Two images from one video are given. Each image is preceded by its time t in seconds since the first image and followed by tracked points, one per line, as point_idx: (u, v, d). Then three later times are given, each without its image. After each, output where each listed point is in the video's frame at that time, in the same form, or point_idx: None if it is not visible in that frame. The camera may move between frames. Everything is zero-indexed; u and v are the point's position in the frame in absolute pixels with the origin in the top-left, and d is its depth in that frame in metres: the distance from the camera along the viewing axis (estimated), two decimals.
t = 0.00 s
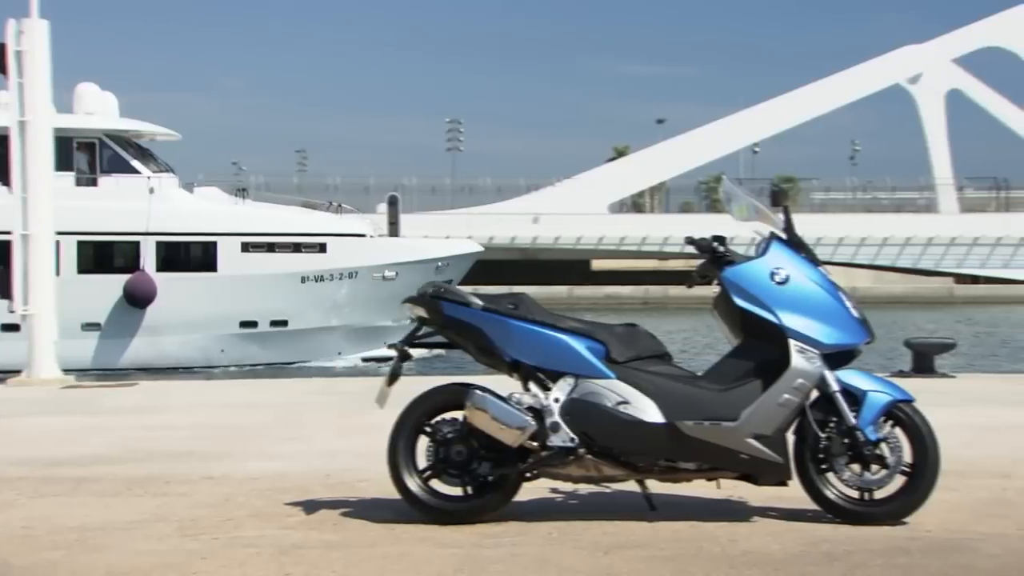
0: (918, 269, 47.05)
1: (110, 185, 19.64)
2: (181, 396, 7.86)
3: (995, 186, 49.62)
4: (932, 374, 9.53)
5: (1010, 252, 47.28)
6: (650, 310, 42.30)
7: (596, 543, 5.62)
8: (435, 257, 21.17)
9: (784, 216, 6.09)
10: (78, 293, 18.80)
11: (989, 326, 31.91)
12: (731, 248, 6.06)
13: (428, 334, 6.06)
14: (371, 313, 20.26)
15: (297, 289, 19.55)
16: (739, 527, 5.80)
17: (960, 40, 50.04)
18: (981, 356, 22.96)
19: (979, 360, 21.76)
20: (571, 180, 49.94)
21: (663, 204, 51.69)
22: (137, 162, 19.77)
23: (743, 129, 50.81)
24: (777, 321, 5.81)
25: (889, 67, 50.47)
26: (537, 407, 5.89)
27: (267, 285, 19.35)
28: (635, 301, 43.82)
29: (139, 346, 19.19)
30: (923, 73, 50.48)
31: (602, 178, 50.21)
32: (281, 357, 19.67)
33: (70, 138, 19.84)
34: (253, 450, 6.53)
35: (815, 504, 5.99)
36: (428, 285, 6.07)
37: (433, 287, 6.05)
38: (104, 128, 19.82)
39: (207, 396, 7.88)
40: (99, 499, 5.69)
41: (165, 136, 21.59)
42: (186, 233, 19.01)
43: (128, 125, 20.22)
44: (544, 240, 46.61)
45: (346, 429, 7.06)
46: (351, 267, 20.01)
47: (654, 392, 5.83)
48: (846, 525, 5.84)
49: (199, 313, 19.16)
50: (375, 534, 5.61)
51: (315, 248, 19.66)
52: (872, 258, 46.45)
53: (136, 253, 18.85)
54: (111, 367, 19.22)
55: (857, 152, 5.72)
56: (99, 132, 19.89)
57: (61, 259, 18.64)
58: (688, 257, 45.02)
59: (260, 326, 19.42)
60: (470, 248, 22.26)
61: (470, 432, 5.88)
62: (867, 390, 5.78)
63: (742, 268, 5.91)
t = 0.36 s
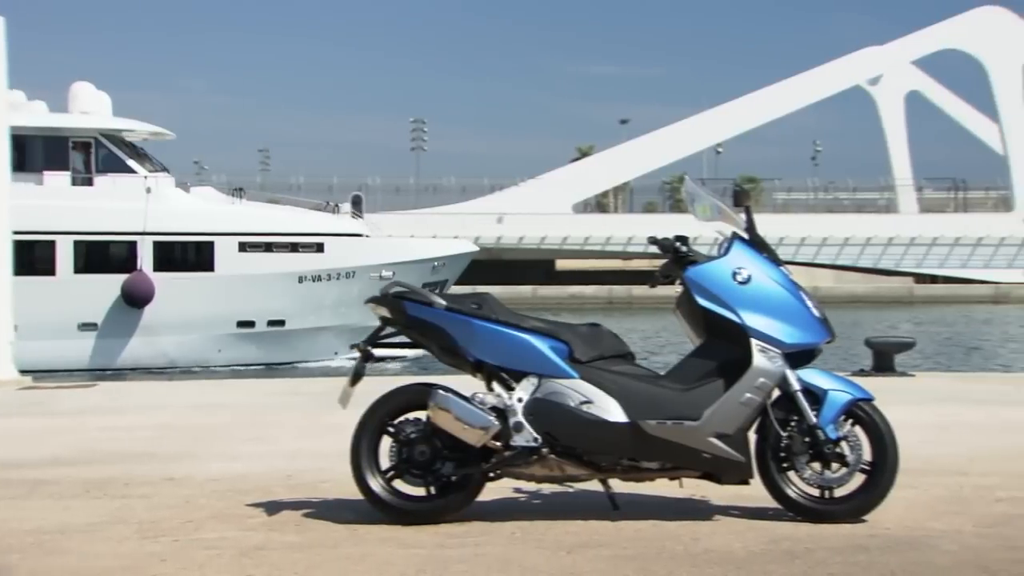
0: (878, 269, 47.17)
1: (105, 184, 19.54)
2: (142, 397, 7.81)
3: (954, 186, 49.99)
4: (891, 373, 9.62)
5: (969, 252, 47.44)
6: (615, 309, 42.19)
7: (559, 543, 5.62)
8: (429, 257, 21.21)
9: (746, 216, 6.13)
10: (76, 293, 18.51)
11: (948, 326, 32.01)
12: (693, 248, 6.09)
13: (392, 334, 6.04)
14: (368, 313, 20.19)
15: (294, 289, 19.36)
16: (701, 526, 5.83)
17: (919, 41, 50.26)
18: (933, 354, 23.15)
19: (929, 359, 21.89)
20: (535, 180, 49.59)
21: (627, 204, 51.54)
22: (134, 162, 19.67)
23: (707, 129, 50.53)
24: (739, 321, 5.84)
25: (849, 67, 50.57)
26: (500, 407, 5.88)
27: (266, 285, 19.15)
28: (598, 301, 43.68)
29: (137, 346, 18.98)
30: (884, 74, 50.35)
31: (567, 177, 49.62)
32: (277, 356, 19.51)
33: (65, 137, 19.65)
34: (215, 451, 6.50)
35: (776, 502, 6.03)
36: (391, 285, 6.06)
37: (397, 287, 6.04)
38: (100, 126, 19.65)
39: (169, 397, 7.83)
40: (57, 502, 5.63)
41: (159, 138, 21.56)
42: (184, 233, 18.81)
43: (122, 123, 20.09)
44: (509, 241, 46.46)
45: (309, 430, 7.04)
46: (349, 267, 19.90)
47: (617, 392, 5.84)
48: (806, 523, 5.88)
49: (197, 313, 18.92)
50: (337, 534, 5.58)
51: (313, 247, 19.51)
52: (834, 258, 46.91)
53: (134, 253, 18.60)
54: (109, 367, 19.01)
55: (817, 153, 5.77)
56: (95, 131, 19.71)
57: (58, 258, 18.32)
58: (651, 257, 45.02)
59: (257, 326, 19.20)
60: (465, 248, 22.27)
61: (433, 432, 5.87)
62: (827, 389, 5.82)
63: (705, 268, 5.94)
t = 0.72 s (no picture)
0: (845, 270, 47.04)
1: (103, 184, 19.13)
2: (105, 398, 7.76)
3: (916, 186, 50.26)
4: (854, 371, 9.71)
5: (930, 252, 47.33)
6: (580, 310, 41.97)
7: (523, 543, 5.62)
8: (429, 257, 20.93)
9: (711, 217, 6.15)
10: (75, 293, 18.08)
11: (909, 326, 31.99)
12: (659, 248, 6.11)
13: (357, 334, 6.02)
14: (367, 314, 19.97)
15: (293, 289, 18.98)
16: (665, 525, 5.85)
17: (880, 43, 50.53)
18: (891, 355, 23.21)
19: (885, 360, 21.86)
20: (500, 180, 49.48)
21: (593, 204, 51.49)
22: (132, 161, 19.28)
23: (673, 130, 50.69)
24: (704, 320, 5.86)
25: (813, 68, 50.84)
26: (466, 407, 5.87)
27: (265, 285, 18.78)
28: (565, 300, 43.66)
29: (136, 346, 18.55)
30: (847, 75, 51.23)
31: (534, 178, 49.65)
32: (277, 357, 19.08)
33: (63, 137, 19.26)
34: (176, 452, 6.48)
35: (741, 501, 6.07)
36: (357, 285, 6.05)
37: (362, 287, 6.03)
38: (98, 125, 19.27)
39: (131, 398, 7.80)
40: (16, 505, 5.57)
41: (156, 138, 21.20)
42: (184, 233, 18.47)
43: (122, 123, 19.75)
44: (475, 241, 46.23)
45: (273, 432, 7.03)
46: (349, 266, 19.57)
47: (583, 392, 5.84)
48: (770, 521, 5.92)
49: (196, 313, 18.52)
50: (301, 535, 5.56)
51: (312, 247, 19.17)
52: (797, 258, 46.22)
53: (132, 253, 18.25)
54: (109, 367, 18.58)
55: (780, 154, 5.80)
56: (92, 131, 19.36)
57: (57, 258, 17.97)
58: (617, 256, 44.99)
59: (257, 326, 18.80)
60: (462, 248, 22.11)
61: (398, 433, 5.86)
62: (791, 388, 5.85)
63: (670, 268, 5.96)
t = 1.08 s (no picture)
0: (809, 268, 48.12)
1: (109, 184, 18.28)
2: (68, 402, 7.76)
3: (882, 187, 50.76)
4: (819, 371, 9.75)
5: (896, 252, 47.86)
6: (545, 310, 41.82)
7: (491, 542, 5.61)
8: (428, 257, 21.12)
9: (678, 216, 6.18)
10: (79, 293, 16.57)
11: (875, 325, 32.24)
12: (626, 248, 6.11)
13: (324, 334, 6.00)
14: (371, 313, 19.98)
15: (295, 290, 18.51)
16: (632, 524, 5.87)
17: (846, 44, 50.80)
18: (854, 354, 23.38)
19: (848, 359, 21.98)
20: (470, 181, 49.43)
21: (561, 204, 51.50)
22: (133, 161, 18.66)
23: (643, 129, 50.67)
24: (671, 320, 5.88)
25: (781, 68, 50.94)
26: (433, 407, 5.86)
27: (267, 285, 18.23)
28: (536, 300, 43.62)
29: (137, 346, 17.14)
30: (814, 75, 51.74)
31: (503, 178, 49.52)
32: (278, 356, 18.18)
33: (64, 136, 18.23)
34: (141, 455, 6.48)
35: (708, 500, 6.09)
36: (324, 285, 6.03)
37: (330, 287, 6.00)
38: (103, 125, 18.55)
39: (96, 402, 7.81)
40: None
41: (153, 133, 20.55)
42: (186, 232, 17.61)
43: (123, 123, 19.04)
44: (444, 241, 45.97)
45: (238, 434, 7.05)
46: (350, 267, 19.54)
47: (551, 392, 5.84)
48: (736, 520, 5.94)
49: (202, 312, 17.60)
50: (267, 536, 5.53)
51: (315, 247, 18.87)
52: (765, 258, 47.64)
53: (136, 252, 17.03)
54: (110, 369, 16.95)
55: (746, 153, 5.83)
56: (94, 130, 18.54)
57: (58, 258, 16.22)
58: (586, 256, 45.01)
59: (259, 326, 18.11)
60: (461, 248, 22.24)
61: (365, 433, 5.84)
62: (757, 387, 5.88)
63: (637, 268, 5.97)
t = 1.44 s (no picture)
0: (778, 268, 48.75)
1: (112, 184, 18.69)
2: (37, 404, 7.76)
3: (851, 187, 51.23)
4: (791, 371, 9.81)
5: (866, 252, 48.92)
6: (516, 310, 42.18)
7: (462, 543, 5.60)
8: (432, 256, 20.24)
9: (649, 216, 6.19)
10: (85, 293, 17.54)
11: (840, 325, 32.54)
12: (598, 248, 6.12)
13: (294, 334, 5.98)
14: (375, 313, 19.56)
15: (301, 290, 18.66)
16: (603, 524, 5.87)
17: (817, 45, 50.97)
18: (822, 352, 23.39)
19: (816, 357, 22.19)
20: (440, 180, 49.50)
21: (534, 204, 51.57)
22: (139, 161, 18.87)
23: (614, 129, 50.43)
24: (643, 320, 5.89)
25: (752, 67, 51.05)
26: (405, 407, 5.85)
27: (273, 285, 18.33)
28: (507, 300, 43.83)
29: (145, 345, 17.94)
30: (784, 78, 51.40)
31: (474, 178, 49.31)
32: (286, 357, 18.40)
33: (71, 137, 19.00)
34: (110, 456, 6.48)
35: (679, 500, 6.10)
36: (295, 285, 6.02)
37: (300, 287, 5.99)
38: (108, 126, 19.06)
39: (66, 403, 7.82)
40: None
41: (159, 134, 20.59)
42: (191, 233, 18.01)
43: (128, 123, 19.47)
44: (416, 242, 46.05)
45: (209, 434, 7.06)
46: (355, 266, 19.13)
47: (522, 392, 5.84)
48: (707, 519, 5.96)
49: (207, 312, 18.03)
50: (237, 537, 5.50)
51: (320, 247, 18.78)
52: (736, 258, 48.54)
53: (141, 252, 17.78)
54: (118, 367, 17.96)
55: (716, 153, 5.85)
56: (100, 131, 19.09)
57: (66, 258, 17.42)
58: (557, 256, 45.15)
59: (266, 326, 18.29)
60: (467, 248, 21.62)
61: (337, 433, 5.82)
62: (728, 386, 5.89)
63: (609, 268, 5.98)
